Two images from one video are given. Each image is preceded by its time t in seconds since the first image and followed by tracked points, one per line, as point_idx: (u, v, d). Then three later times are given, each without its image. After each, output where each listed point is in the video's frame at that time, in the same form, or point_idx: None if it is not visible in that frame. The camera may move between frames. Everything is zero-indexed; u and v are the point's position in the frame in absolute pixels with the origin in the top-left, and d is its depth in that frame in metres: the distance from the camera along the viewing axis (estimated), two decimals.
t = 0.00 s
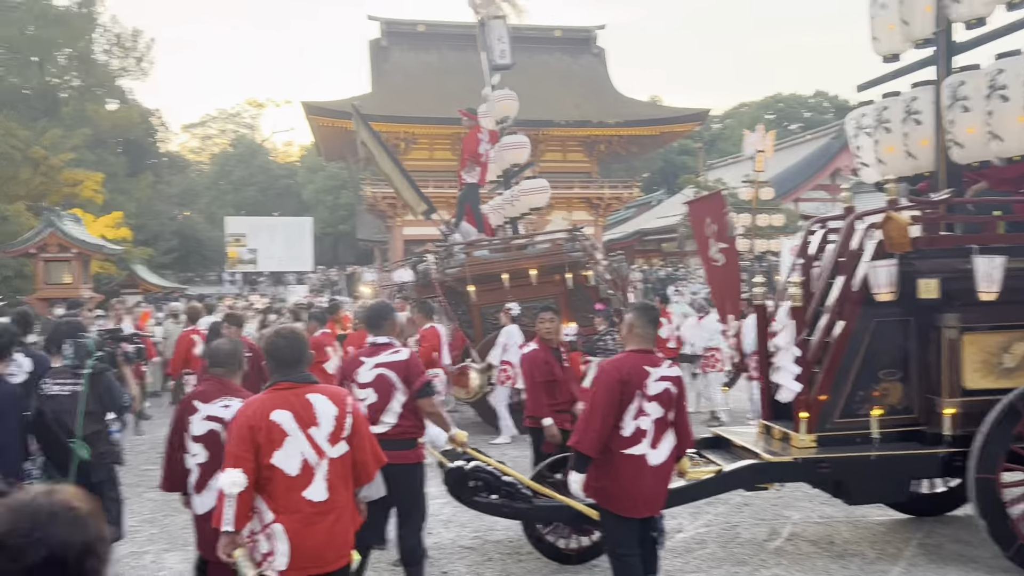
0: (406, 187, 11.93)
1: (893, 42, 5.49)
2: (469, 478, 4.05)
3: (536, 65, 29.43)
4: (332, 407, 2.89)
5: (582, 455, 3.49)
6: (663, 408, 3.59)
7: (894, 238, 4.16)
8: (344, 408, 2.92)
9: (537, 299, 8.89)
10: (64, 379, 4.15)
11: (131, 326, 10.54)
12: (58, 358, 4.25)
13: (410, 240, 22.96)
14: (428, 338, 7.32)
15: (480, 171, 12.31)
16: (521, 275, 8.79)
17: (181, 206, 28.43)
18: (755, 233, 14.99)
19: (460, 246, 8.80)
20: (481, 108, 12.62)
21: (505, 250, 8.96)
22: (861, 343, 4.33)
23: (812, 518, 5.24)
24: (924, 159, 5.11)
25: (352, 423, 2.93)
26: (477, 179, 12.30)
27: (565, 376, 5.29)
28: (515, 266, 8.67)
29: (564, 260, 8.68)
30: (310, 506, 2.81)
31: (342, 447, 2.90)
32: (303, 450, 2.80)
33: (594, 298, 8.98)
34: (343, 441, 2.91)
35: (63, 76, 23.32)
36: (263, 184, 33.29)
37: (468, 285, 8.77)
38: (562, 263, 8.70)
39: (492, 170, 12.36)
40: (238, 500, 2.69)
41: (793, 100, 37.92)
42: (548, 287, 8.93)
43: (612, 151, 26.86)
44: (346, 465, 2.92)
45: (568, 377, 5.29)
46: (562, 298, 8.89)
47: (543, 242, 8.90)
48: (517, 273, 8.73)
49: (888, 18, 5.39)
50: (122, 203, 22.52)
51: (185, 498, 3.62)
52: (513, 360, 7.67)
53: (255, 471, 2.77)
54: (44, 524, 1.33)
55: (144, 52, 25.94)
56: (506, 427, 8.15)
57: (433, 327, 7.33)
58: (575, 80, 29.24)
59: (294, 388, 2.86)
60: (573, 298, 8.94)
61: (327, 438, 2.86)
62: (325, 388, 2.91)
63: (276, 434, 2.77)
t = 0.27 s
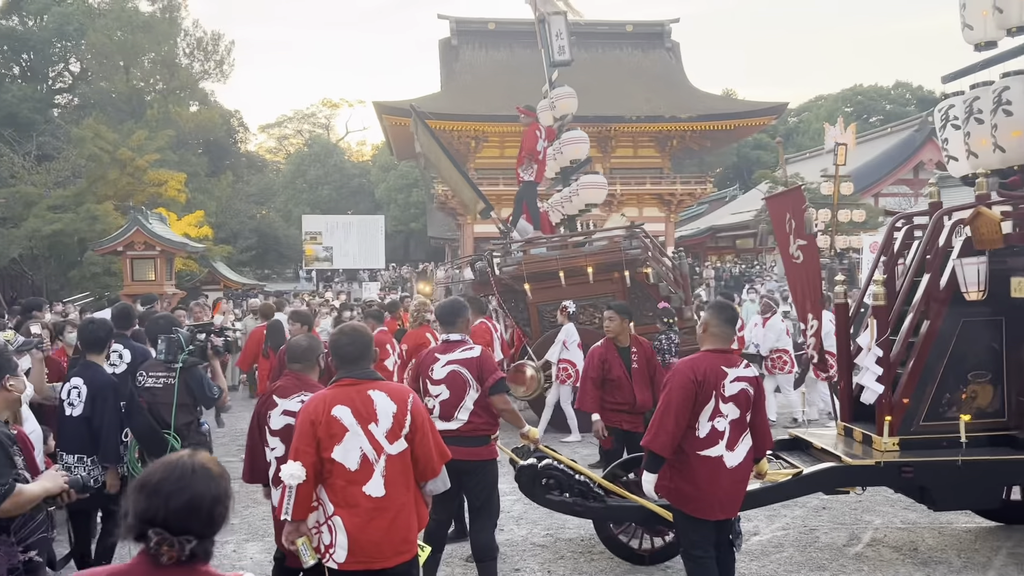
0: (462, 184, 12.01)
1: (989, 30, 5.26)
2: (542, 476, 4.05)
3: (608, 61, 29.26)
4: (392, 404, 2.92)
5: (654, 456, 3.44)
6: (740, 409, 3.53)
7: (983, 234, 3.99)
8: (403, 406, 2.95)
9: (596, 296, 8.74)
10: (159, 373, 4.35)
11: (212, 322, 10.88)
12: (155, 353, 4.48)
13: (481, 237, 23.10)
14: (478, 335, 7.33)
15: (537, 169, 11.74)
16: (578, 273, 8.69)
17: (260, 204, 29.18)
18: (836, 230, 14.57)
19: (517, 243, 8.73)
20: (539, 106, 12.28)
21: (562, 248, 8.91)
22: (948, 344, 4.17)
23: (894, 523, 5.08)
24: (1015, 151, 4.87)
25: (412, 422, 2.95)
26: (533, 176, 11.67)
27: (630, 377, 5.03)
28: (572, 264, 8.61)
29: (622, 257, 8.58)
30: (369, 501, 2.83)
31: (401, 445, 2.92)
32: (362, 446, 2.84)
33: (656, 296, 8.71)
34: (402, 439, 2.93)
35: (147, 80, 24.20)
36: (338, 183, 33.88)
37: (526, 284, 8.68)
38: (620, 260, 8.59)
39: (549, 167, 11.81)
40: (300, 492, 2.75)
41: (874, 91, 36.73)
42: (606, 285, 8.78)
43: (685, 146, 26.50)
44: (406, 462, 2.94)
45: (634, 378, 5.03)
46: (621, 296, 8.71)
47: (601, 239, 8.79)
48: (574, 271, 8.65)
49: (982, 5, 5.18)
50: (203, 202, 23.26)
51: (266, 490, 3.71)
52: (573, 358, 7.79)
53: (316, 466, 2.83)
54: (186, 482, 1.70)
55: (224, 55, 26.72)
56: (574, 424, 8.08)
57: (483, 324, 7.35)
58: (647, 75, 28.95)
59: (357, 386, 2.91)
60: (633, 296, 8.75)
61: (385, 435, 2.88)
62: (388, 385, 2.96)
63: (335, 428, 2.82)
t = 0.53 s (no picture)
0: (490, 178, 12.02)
1: None
2: (585, 470, 4.03)
3: (651, 52, 29.02)
4: (427, 398, 2.89)
5: (699, 453, 3.40)
6: (785, 405, 3.48)
7: None
8: (440, 400, 2.91)
9: (627, 289, 8.72)
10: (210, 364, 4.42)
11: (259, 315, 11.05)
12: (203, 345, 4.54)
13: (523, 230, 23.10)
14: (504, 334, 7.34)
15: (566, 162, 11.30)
16: (608, 266, 8.65)
17: (304, 199, 29.53)
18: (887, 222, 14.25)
19: (547, 237, 8.67)
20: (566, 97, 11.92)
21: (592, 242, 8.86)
22: (1004, 339, 4.06)
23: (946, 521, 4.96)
24: None
25: (448, 416, 2.91)
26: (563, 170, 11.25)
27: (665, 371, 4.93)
28: (602, 257, 8.55)
29: (653, 250, 8.54)
30: (405, 494, 2.83)
31: (437, 439, 2.89)
32: (398, 438, 2.84)
33: (688, 289, 8.63)
34: (437, 433, 2.90)
35: (195, 76, 24.60)
36: (380, 177, 34.09)
37: (555, 278, 8.60)
38: (651, 253, 8.55)
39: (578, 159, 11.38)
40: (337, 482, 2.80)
41: (924, 80, 35.85)
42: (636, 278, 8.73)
43: (729, 137, 26.17)
44: (443, 457, 2.91)
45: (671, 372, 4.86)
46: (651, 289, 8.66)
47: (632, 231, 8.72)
48: (604, 264, 8.60)
49: None
50: (250, 196, 23.64)
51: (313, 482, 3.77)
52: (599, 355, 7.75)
53: (354, 456, 2.87)
54: (277, 442, 1.98)
55: (270, 51, 27.06)
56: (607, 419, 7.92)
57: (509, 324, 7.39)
58: (690, 66, 28.66)
59: (396, 377, 2.92)
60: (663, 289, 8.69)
61: (420, 429, 2.86)
62: (426, 378, 2.94)
63: (372, 420, 2.85)
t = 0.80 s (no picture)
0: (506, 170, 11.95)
1: None
2: (614, 465, 4.02)
3: (681, 44, 28.81)
4: (460, 392, 2.91)
5: (730, 449, 3.38)
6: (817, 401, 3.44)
7: None
8: (471, 396, 2.92)
9: (645, 283, 8.48)
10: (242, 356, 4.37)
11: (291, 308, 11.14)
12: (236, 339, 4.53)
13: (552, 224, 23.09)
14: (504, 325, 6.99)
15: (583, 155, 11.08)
16: (625, 260, 8.42)
17: (334, 192, 29.73)
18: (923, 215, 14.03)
19: (563, 230, 8.50)
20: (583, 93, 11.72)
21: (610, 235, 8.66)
22: None
23: (983, 520, 4.89)
24: None
25: (479, 410, 2.91)
26: (580, 163, 10.99)
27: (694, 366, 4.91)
28: (619, 251, 8.34)
29: (671, 244, 8.27)
30: (435, 487, 2.85)
31: (468, 434, 2.90)
32: (429, 431, 2.87)
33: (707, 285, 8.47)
34: (468, 428, 2.90)
35: (226, 71, 24.83)
36: (409, 171, 34.19)
37: (571, 272, 8.48)
38: (669, 247, 8.29)
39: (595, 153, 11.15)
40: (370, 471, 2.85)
41: (960, 71, 35.22)
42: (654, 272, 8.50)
43: (759, 129, 25.93)
44: (474, 453, 2.91)
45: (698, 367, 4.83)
46: (670, 282, 8.46)
47: (649, 226, 8.51)
48: (620, 258, 8.38)
49: None
50: (280, 190, 23.83)
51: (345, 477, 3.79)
52: (613, 348, 7.14)
53: (386, 446, 2.91)
54: (331, 409, 2.16)
55: (299, 46, 27.25)
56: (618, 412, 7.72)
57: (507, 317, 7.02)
58: (720, 58, 28.41)
59: (429, 371, 2.95)
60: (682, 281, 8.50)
61: (452, 424, 2.88)
62: (459, 372, 2.96)
63: (404, 412, 2.88)
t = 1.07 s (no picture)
0: (525, 169, 11.89)
1: None
2: (645, 464, 4.00)
3: (711, 41, 28.59)
4: (499, 391, 2.93)
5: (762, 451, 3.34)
6: (850, 402, 3.40)
7: None
8: (511, 394, 2.93)
9: (663, 282, 8.42)
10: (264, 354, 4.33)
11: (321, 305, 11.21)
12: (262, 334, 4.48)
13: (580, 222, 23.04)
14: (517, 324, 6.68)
15: (601, 154, 10.99)
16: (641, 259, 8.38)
17: (363, 190, 29.90)
18: (961, 213, 13.79)
19: (580, 228, 8.48)
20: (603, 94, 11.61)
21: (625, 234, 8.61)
22: None
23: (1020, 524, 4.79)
24: None
25: (519, 409, 2.92)
26: (598, 162, 10.92)
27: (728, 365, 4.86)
28: (635, 250, 8.30)
29: (689, 243, 8.20)
30: (474, 484, 2.89)
31: (507, 432, 2.92)
32: (467, 428, 2.90)
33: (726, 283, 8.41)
34: (507, 426, 2.92)
35: (257, 69, 25.06)
36: (437, 169, 34.23)
37: (587, 271, 8.47)
38: (686, 246, 8.22)
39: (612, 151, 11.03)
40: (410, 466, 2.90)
41: (997, 67, 34.58)
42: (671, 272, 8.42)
43: (791, 127, 25.65)
44: (513, 450, 2.93)
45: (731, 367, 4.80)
46: (687, 281, 8.38)
47: (665, 225, 8.44)
48: (637, 257, 8.33)
49: None
50: (310, 188, 24.02)
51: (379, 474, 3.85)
52: (625, 349, 7.25)
53: (425, 442, 2.95)
54: (353, 398, 2.35)
55: (330, 44, 27.42)
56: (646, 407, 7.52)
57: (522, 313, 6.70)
58: (751, 55, 28.15)
59: (469, 367, 2.97)
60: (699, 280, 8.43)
61: (491, 421, 2.90)
62: (499, 369, 2.96)
63: (443, 408, 2.92)
